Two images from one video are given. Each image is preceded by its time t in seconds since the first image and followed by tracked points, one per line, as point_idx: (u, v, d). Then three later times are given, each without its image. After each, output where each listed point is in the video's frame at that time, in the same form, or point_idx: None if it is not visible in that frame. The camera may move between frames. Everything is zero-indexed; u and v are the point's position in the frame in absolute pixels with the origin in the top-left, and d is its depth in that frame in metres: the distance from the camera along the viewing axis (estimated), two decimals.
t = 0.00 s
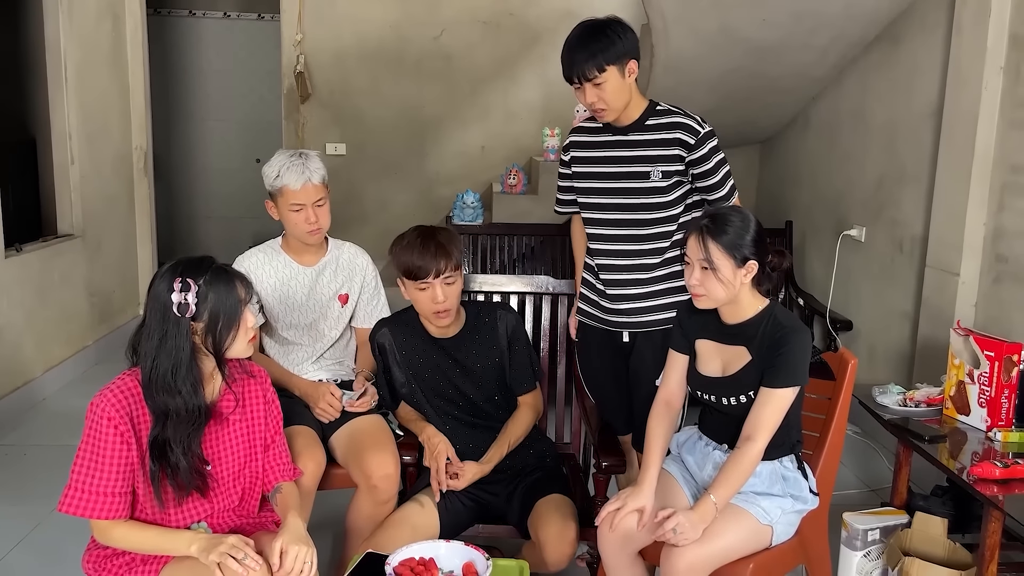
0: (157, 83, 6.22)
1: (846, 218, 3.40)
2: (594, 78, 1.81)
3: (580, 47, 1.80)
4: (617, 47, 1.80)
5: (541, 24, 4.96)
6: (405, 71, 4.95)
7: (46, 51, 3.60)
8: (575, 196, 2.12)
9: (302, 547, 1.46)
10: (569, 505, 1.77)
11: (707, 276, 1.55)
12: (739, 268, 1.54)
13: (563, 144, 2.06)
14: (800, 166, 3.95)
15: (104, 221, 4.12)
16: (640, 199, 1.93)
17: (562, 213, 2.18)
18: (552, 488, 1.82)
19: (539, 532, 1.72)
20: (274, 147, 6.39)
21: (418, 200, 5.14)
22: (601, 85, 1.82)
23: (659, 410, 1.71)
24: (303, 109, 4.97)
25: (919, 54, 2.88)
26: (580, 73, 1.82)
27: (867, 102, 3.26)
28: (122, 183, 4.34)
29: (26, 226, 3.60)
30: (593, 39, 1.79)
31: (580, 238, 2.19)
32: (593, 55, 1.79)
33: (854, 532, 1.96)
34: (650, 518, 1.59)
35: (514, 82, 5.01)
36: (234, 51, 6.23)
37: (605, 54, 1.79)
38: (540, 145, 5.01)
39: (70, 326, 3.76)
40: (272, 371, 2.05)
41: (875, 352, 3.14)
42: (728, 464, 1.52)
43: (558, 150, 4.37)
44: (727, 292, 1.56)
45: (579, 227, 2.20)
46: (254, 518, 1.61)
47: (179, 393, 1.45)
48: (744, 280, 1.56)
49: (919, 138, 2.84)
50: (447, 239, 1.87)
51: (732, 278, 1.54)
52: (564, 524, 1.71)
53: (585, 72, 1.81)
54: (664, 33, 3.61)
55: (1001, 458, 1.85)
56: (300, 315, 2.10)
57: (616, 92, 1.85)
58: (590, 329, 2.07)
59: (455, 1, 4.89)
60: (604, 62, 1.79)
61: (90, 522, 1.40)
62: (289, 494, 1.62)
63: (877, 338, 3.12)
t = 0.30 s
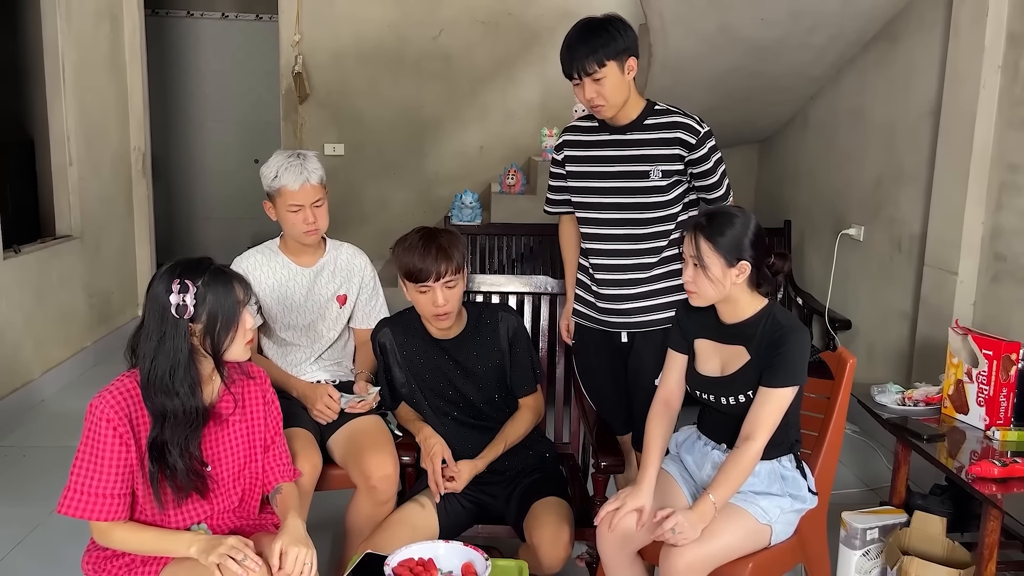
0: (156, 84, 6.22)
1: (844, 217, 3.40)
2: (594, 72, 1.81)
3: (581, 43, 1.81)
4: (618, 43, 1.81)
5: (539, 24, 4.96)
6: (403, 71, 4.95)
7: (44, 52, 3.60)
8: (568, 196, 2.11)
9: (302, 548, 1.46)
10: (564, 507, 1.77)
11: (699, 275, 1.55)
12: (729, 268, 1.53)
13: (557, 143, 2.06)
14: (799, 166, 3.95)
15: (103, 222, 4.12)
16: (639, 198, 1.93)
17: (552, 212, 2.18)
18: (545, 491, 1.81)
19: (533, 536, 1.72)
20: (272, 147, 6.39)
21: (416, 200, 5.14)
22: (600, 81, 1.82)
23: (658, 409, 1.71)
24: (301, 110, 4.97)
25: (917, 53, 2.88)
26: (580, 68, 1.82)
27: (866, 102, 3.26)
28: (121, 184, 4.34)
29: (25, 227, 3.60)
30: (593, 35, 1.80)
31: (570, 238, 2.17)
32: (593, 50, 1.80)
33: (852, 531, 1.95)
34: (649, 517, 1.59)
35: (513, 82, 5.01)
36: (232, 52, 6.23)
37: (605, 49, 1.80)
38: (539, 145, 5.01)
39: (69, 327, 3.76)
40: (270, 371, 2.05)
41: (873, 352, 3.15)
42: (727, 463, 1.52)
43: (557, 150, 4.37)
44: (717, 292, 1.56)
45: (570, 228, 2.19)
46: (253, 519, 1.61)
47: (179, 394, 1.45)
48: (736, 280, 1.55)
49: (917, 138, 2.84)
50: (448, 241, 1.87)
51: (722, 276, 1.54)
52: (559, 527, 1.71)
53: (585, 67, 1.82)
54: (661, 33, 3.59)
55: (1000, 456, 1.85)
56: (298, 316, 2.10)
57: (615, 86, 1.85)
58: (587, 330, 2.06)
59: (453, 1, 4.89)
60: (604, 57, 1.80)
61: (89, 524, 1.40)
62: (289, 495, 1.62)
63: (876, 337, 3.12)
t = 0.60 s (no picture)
0: (154, 85, 6.23)
1: (843, 217, 3.40)
2: (592, 67, 1.82)
3: (575, 41, 1.82)
4: (612, 37, 1.82)
5: (537, 24, 4.96)
6: (402, 72, 4.95)
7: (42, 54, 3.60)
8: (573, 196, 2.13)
9: (304, 549, 1.46)
10: (566, 509, 1.77)
11: (695, 274, 1.56)
12: (725, 268, 1.53)
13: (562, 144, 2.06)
14: (797, 166, 3.95)
15: (102, 223, 4.12)
16: (636, 196, 1.93)
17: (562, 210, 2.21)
18: (547, 493, 1.81)
19: (534, 538, 1.72)
20: (271, 148, 6.39)
21: (415, 201, 5.14)
22: (599, 75, 1.82)
23: (658, 410, 1.71)
24: (300, 110, 4.98)
25: (915, 52, 2.88)
26: (580, 63, 1.82)
27: (864, 101, 3.26)
28: (119, 185, 4.34)
29: (24, 229, 3.60)
30: (587, 32, 1.81)
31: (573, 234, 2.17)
32: (589, 45, 1.81)
33: (852, 531, 1.95)
34: (649, 518, 1.59)
35: (511, 83, 5.01)
36: (231, 53, 6.23)
37: (601, 42, 1.81)
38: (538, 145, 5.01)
39: (68, 328, 3.76)
40: (270, 373, 2.05)
41: (873, 351, 3.15)
42: (727, 463, 1.52)
43: (556, 150, 4.37)
44: (712, 293, 1.56)
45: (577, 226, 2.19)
46: (254, 520, 1.61)
47: (180, 396, 1.44)
48: (733, 282, 1.55)
49: (916, 137, 2.84)
50: (446, 243, 1.86)
51: (718, 277, 1.54)
52: (561, 528, 1.71)
53: (583, 62, 1.82)
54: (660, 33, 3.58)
55: (1000, 456, 1.85)
56: (297, 318, 2.10)
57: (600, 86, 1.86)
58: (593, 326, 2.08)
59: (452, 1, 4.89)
60: (600, 50, 1.81)
61: (90, 526, 1.40)
62: (290, 496, 1.62)
63: (875, 337, 3.13)
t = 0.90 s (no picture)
0: (152, 86, 6.22)
1: (841, 217, 3.40)
2: (587, 86, 1.86)
3: (572, 58, 1.85)
4: (611, 55, 1.84)
5: (536, 25, 4.96)
6: (400, 73, 4.95)
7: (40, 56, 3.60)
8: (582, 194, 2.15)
9: (304, 550, 1.46)
10: (569, 512, 1.77)
11: (688, 276, 1.56)
12: (716, 270, 1.53)
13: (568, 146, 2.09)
14: (796, 166, 3.95)
15: (100, 225, 4.12)
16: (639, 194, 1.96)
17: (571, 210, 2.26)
18: (551, 495, 1.81)
19: (538, 540, 1.71)
20: (269, 149, 6.39)
21: (414, 202, 5.13)
22: (594, 93, 1.86)
23: (656, 411, 1.71)
24: (298, 112, 4.97)
25: (913, 52, 2.88)
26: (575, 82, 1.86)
27: (862, 101, 3.26)
28: (118, 187, 4.34)
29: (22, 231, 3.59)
30: (587, 47, 1.83)
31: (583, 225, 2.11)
32: (587, 64, 1.83)
33: (852, 531, 1.94)
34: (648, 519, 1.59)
35: (510, 83, 5.01)
36: (229, 54, 6.23)
37: (597, 62, 1.83)
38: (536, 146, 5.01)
39: (67, 330, 3.76)
40: (267, 374, 2.05)
41: (872, 351, 3.15)
42: (726, 465, 1.52)
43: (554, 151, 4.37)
44: (705, 293, 1.56)
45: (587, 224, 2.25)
46: (253, 523, 1.61)
47: (177, 399, 1.44)
48: (726, 284, 1.55)
49: (914, 137, 2.84)
50: (443, 245, 1.86)
51: (710, 279, 1.54)
52: (563, 530, 1.71)
53: (579, 81, 1.86)
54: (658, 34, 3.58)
55: (998, 456, 1.85)
56: (295, 319, 2.10)
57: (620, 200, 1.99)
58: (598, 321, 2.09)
59: (450, 2, 4.89)
60: (596, 70, 1.83)
61: (88, 528, 1.40)
62: (289, 498, 1.62)
63: (874, 337, 3.13)
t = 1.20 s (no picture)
0: (150, 87, 6.21)
1: (839, 217, 3.40)
2: (592, 77, 1.87)
3: (583, 49, 1.86)
4: (620, 49, 1.85)
5: (533, 26, 4.95)
6: (397, 74, 4.95)
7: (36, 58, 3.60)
8: (583, 192, 2.16)
9: (300, 553, 1.46)
10: (567, 515, 1.76)
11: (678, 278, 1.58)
12: (704, 272, 1.54)
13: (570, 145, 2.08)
14: (793, 167, 3.95)
15: (97, 227, 4.11)
16: (644, 193, 1.96)
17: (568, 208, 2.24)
18: (550, 499, 1.80)
19: (537, 545, 1.71)
20: (267, 151, 6.38)
21: (411, 203, 5.13)
22: (598, 84, 1.87)
23: (653, 413, 1.71)
24: (296, 113, 4.97)
25: (910, 53, 2.88)
26: (581, 72, 1.88)
27: (860, 101, 3.26)
28: (115, 189, 4.33)
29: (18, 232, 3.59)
30: (598, 40, 1.85)
31: (581, 229, 2.22)
32: (595, 55, 1.85)
33: (849, 532, 1.96)
34: (645, 521, 1.59)
35: (508, 84, 5.01)
36: (226, 56, 6.23)
37: (605, 54, 1.84)
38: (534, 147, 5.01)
39: (64, 333, 3.75)
40: (263, 376, 2.05)
41: (869, 352, 3.15)
42: (722, 466, 1.52)
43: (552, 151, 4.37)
44: (693, 294, 1.57)
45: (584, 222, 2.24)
46: (249, 525, 1.60)
47: (173, 402, 1.44)
48: (713, 286, 1.55)
49: (912, 138, 2.84)
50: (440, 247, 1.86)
51: (697, 280, 1.55)
52: (563, 535, 1.70)
53: (585, 72, 1.88)
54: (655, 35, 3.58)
55: (995, 457, 1.85)
56: (290, 321, 2.09)
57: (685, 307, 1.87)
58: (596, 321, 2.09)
59: (448, 3, 4.89)
60: (602, 62, 1.85)
61: (83, 532, 1.39)
62: (285, 500, 1.61)
63: (871, 337, 3.13)
